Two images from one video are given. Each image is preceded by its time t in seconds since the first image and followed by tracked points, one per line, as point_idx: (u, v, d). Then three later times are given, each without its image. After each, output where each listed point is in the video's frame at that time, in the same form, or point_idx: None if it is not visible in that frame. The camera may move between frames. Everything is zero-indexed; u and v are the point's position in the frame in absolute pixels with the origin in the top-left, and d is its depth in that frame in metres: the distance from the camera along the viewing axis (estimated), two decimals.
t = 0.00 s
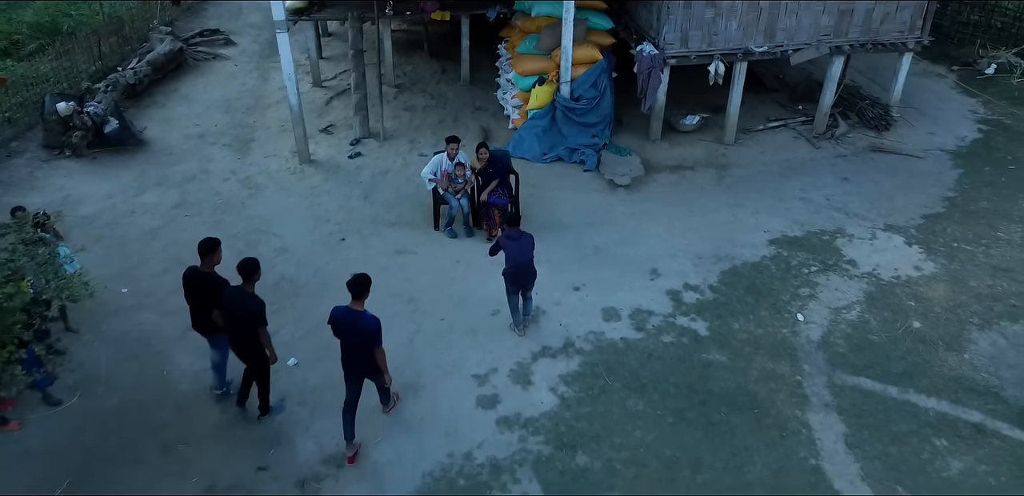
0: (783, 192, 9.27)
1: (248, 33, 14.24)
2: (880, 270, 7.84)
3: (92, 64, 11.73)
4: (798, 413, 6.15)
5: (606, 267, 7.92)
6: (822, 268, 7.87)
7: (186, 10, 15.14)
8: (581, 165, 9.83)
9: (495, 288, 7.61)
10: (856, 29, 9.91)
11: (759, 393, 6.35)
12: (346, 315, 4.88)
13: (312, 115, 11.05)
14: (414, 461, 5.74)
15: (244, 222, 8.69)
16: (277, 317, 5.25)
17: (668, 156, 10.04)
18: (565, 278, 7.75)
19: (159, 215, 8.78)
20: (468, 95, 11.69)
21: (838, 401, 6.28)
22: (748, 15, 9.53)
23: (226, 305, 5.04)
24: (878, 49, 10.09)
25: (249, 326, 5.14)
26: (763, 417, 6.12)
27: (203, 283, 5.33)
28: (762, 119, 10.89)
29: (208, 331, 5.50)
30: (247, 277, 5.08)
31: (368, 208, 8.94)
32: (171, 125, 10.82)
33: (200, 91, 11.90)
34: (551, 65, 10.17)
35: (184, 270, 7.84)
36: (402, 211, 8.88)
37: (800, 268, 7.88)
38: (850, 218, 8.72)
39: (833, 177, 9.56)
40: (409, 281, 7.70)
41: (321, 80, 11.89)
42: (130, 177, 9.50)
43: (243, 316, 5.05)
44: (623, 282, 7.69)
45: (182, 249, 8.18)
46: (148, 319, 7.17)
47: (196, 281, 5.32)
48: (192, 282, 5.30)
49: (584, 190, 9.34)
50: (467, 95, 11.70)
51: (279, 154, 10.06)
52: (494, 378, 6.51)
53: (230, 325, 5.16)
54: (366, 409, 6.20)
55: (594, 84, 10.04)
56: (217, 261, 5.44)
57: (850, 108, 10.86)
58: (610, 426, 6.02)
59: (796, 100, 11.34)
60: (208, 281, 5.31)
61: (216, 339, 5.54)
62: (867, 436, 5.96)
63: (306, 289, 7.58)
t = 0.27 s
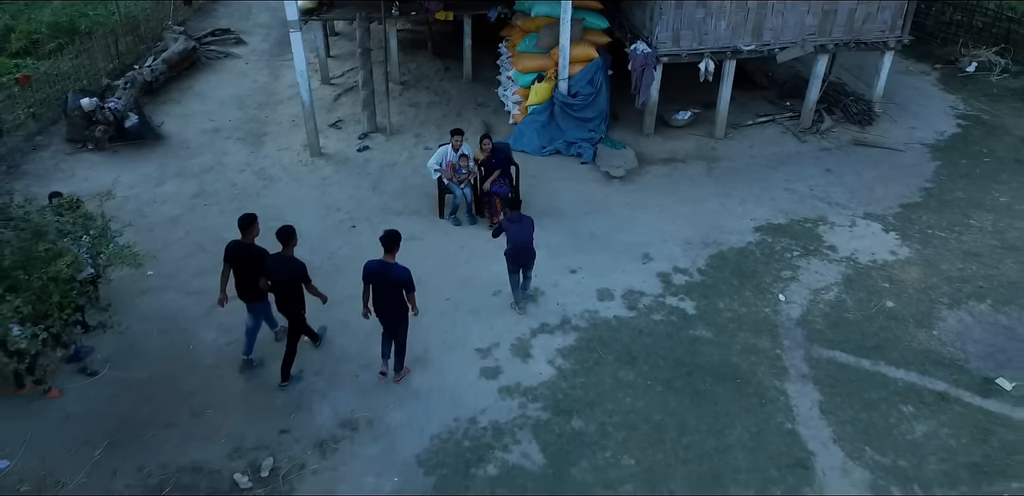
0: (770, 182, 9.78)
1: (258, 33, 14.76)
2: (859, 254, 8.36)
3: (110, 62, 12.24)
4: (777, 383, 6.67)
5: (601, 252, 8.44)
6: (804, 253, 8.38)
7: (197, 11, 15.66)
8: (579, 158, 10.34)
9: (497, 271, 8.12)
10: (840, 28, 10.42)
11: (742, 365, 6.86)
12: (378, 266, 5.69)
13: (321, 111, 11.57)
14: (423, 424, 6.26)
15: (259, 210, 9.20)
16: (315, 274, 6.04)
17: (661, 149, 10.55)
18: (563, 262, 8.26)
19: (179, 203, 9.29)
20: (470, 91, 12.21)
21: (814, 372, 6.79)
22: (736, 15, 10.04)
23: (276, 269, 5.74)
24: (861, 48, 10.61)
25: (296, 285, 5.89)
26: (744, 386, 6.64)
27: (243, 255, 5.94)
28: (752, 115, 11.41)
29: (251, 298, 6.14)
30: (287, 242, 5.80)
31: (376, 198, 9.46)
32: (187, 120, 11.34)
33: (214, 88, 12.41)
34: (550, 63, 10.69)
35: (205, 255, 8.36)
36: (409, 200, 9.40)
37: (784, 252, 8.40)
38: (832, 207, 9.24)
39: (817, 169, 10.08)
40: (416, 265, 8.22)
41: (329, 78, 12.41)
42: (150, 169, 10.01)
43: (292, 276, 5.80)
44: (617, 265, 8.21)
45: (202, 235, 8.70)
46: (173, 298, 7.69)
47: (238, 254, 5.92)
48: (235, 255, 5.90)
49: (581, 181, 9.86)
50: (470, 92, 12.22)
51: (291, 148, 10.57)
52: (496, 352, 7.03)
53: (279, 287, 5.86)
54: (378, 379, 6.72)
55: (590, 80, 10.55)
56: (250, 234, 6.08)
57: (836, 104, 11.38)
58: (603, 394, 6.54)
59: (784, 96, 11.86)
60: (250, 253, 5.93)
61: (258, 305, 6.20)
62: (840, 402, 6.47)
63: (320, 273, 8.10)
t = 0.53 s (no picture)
0: (756, 178, 10.35)
1: (268, 35, 15.32)
2: (838, 244, 8.92)
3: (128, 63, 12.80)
4: (758, 360, 7.24)
5: (596, 242, 9.01)
6: (786, 243, 8.95)
7: (209, 14, 16.22)
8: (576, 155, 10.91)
9: (499, 260, 8.69)
10: (823, 31, 10.98)
11: (725, 344, 7.44)
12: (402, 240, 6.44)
13: (330, 110, 12.13)
14: (431, 396, 6.84)
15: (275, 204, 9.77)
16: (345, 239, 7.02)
17: (654, 146, 11.12)
18: (560, 251, 8.83)
19: (199, 197, 9.85)
20: (472, 91, 12.78)
21: (792, 351, 7.35)
22: (724, 19, 10.60)
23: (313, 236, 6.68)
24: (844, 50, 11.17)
25: (331, 249, 6.86)
26: (727, 363, 7.21)
27: (282, 229, 6.86)
28: (741, 114, 11.98)
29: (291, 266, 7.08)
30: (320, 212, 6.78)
31: (385, 192, 10.03)
32: (203, 119, 11.90)
33: (227, 88, 12.98)
34: (549, 64, 11.26)
35: (226, 245, 8.93)
36: (416, 194, 9.96)
37: (768, 243, 8.96)
38: (815, 201, 9.79)
39: (802, 165, 10.64)
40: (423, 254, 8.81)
41: (338, 79, 12.98)
42: (171, 165, 10.57)
43: (328, 241, 6.75)
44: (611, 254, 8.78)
45: (222, 227, 9.27)
46: (197, 284, 8.26)
47: (278, 229, 6.86)
48: (275, 230, 6.83)
49: (578, 176, 10.42)
50: (473, 92, 12.79)
51: (303, 145, 11.14)
52: (498, 332, 7.60)
53: (317, 253, 6.81)
54: (389, 358, 7.30)
55: (587, 81, 11.11)
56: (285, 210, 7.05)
57: (821, 104, 11.95)
58: (597, 370, 7.11)
59: (772, 96, 12.43)
60: (288, 226, 6.86)
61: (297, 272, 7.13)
62: (814, 377, 7.04)
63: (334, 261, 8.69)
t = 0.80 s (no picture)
0: (743, 176, 10.96)
1: (278, 39, 15.92)
2: (818, 238, 9.54)
3: (146, 67, 13.40)
4: (740, 343, 7.85)
5: (592, 235, 9.62)
6: (769, 236, 9.57)
7: (220, 18, 16.82)
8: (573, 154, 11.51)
9: (500, 252, 9.29)
10: (808, 37, 11.58)
11: (711, 329, 8.05)
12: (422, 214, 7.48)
13: (340, 112, 12.74)
14: (439, 376, 7.44)
15: (290, 200, 10.38)
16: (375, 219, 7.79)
17: (647, 146, 11.74)
18: (558, 244, 9.44)
19: (217, 194, 10.45)
20: (475, 94, 13.40)
21: (771, 335, 7.97)
22: (714, 26, 11.20)
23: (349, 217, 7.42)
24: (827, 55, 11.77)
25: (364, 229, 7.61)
26: (712, 346, 7.82)
27: (317, 214, 7.57)
28: (731, 115, 12.60)
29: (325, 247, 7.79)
30: (354, 196, 7.53)
31: (393, 189, 10.64)
32: (219, 120, 12.51)
33: (241, 91, 13.58)
34: (548, 68, 11.87)
35: (245, 238, 9.53)
36: (422, 192, 10.57)
37: (753, 236, 9.58)
38: (799, 198, 10.40)
39: (787, 164, 11.25)
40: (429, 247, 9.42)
41: (346, 82, 13.59)
42: (190, 164, 11.17)
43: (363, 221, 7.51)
44: (606, 247, 9.38)
45: (240, 221, 9.87)
46: (220, 274, 8.86)
47: (314, 215, 7.57)
48: (311, 215, 7.54)
49: (575, 175, 11.03)
50: (475, 94, 13.40)
51: (315, 145, 11.74)
52: (500, 318, 8.21)
53: (352, 233, 7.55)
54: (400, 341, 7.91)
55: (583, 84, 11.72)
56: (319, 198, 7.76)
57: (807, 105, 12.58)
58: (591, 352, 7.72)
59: (761, 98, 13.05)
60: (323, 212, 7.58)
61: (330, 253, 7.84)
62: (791, 359, 7.65)
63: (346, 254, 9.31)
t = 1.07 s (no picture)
0: (732, 177, 11.60)
1: (287, 45, 16.57)
2: (800, 235, 10.18)
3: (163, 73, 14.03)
4: (724, 332, 8.49)
5: (588, 233, 10.26)
6: (754, 234, 10.21)
7: (232, 25, 17.47)
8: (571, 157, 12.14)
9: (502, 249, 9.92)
10: (793, 46, 12.21)
11: (697, 319, 8.69)
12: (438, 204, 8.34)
13: (349, 116, 13.38)
14: (447, 362, 8.08)
15: (303, 200, 11.01)
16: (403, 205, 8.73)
17: (641, 149, 12.37)
18: (556, 241, 10.08)
19: (235, 194, 11.08)
20: (477, 98, 14.04)
21: (753, 324, 8.61)
22: (704, 35, 11.83)
23: (381, 203, 8.35)
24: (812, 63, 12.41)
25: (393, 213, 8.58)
26: (698, 334, 8.46)
27: (351, 199, 8.56)
28: (721, 119, 13.24)
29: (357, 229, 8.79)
30: (386, 184, 8.48)
31: (400, 190, 11.28)
32: (234, 124, 13.15)
33: (253, 95, 14.22)
34: (547, 75, 12.52)
35: (262, 235, 10.17)
36: (428, 192, 11.20)
37: (739, 234, 10.22)
38: (783, 197, 11.04)
39: (773, 166, 11.89)
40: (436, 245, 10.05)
41: (354, 87, 14.23)
42: (208, 165, 11.81)
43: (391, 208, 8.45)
44: (601, 244, 10.02)
45: (258, 220, 10.50)
46: (240, 269, 9.50)
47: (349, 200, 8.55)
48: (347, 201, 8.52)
49: (573, 176, 11.67)
50: (477, 98, 14.03)
51: (326, 148, 12.38)
52: (502, 309, 8.85)
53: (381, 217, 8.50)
54: (410, 330, 8.55)
55: (580, 90, 12.35)
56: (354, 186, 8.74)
57: (793, 109, 13.23)
58: (586, 340, 8.36)
59: (750, 103, 13.70)
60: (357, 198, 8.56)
61: (361, 234, 8.81)
62: (771, 346, 8.29)
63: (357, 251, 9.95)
